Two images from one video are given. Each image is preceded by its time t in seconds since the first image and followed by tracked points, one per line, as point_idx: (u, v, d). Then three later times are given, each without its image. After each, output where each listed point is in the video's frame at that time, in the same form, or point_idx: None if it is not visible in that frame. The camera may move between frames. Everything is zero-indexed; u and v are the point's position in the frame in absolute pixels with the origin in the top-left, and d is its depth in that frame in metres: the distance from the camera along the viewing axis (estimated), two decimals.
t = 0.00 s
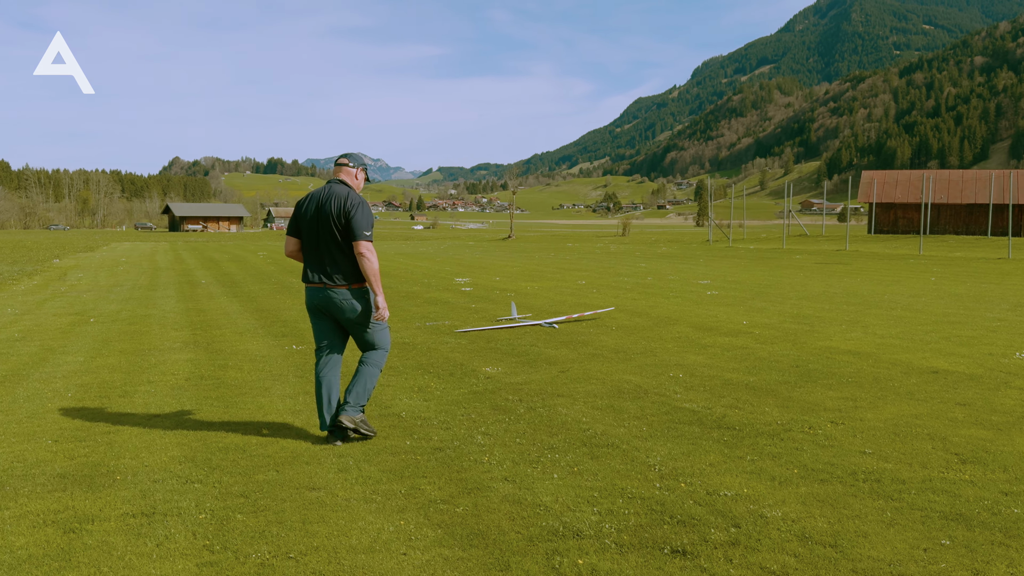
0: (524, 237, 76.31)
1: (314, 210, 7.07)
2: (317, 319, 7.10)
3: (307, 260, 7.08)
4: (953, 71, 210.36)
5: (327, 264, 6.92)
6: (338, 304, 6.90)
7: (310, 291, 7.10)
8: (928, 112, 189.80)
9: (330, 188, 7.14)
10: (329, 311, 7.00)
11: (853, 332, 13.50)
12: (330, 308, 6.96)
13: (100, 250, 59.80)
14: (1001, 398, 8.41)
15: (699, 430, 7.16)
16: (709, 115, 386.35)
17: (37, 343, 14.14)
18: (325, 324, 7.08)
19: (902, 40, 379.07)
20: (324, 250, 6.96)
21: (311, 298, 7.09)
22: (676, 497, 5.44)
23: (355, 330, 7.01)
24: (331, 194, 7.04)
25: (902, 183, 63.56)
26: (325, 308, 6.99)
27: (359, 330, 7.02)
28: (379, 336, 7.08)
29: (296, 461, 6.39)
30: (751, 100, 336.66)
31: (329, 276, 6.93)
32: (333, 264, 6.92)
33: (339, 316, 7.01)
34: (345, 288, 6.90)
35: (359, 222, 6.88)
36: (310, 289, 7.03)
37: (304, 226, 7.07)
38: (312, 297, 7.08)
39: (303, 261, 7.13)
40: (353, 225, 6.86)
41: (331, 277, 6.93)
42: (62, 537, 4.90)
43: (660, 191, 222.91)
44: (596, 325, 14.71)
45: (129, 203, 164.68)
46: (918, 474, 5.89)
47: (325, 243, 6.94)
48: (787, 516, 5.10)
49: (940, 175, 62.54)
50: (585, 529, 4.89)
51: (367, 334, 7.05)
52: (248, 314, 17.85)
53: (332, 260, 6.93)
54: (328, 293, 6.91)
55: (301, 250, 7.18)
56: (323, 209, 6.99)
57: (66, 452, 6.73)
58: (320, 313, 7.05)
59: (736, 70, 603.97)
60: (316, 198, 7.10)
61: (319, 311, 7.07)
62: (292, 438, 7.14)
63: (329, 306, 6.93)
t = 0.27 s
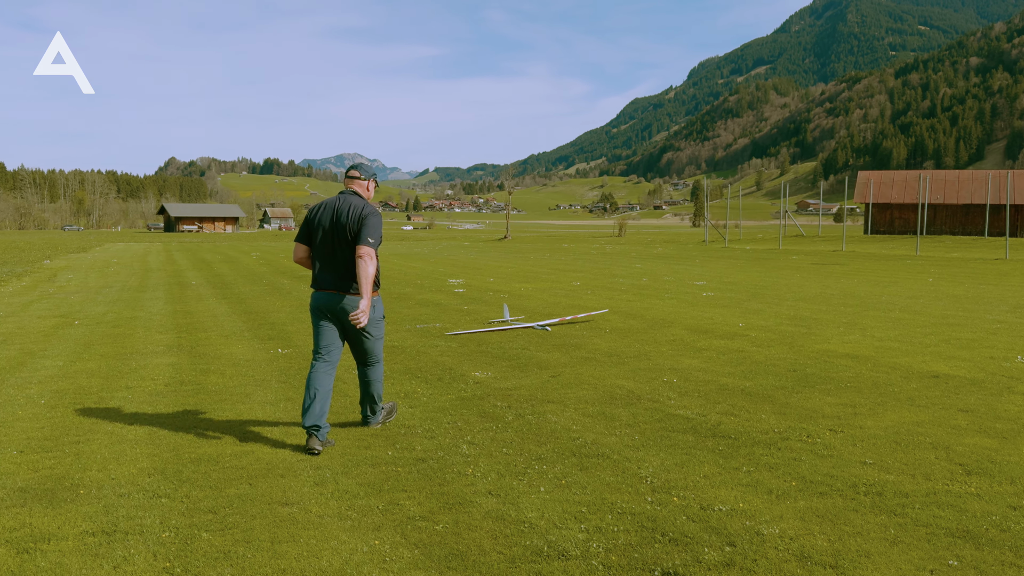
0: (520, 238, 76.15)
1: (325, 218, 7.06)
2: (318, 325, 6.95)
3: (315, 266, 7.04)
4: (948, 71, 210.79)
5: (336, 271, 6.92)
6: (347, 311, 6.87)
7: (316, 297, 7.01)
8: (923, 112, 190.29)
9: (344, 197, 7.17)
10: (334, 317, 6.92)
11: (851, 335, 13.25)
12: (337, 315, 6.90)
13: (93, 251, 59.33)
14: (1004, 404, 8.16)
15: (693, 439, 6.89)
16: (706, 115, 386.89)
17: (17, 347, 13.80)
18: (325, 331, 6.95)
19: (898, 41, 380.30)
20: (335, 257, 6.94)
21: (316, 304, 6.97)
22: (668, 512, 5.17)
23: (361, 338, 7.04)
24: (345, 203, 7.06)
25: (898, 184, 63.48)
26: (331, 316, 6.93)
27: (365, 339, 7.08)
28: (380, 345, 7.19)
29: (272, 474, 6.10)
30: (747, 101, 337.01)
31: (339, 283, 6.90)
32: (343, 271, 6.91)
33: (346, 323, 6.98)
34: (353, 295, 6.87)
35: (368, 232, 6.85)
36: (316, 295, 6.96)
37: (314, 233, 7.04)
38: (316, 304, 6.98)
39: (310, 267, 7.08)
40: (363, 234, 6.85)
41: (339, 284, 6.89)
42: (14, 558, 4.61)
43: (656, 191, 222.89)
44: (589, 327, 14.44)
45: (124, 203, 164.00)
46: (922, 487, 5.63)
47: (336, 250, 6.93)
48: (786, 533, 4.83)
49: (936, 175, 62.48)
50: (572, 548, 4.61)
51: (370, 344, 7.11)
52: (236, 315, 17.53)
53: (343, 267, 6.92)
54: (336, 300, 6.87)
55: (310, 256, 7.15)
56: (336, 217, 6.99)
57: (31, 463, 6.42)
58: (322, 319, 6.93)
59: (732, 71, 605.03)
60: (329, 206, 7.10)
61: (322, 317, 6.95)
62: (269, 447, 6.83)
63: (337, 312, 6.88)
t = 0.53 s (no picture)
0: (516, 238, 75.99)
1: (341, 216, 7.30)
2: (341, 318, 7.40)
3: (333, 263, 7.30)
4: (945, 72, 211.12)
5: (356, 267, 7.20)
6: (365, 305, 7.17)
7: (335, 292, 7.33)
8: (920, 112, 190.68)
9: (357, 194, 7.42)
10: (353, 312, 7.24)
11: (851, 337, 13.02)
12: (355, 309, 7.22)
13: (87, 251, 58.92)
14: (1010, 409, 7.95)
15: (691, 447, 6.65)
16: (702, 115, 387.38)
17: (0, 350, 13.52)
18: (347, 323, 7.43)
19: (894, 41, 381.06)
20: (351, 253, 7.22)
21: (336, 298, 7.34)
22: (665, 527, 4.92)
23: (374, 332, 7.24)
24: (359, 201, 7.32)
25: (895, 184, 63.43)
26: (351, 309, 7.24)
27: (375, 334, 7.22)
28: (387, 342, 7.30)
29: (250, 487, 5.83)
30: (744, 101, 337.24)
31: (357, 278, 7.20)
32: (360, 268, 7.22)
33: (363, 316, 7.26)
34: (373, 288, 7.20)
35: (393, 231, 7.34)
36: (335, 291, 7.27)
37: (331, 231, 7.28)
38: (336, 298, 7.32)
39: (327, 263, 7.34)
40: (387, 233, 7.31)
41: (359, 279, 7.21)
42: None
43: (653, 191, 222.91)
44: (585, 329, 14.20)
45: (119, 203, 163.34)
46: (930, 499, 5.39)
47: (356, 247, 7.23)
48: (789, 551, 4.59)
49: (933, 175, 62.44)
50: (562, 569, 4.37)
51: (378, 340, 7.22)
52: (227, 318, 17.29)
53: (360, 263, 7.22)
54: (357, 295, 7.17)
55: (326, 252, 7.40)
56: (353, 215, 7.26)
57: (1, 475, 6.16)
58: (343, 313, 7.30)
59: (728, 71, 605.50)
60: (343, 203, 7.32)
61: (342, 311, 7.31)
62: (249, 457, 6.57)
63: (357, 306, 7.18)
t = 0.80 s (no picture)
0: (514, 237, 75.74)
1: (356, 218, 7.25)
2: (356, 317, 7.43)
3: (349, 265, 7.30)
4: (941, 71, 211.39)
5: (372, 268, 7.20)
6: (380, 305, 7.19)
7: (349, 292, 7.36)
8: (916, 111, 190.89)
9: (371, 197, 7.37)
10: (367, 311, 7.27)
11: (855, 336, 12.77)
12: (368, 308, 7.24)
13: (81, 251, 58.52)
14: None
15: (695, 452, 6.37)
16: (699, 114, 387.63)
17: None
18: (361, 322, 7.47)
19: (891, 40, 381.65)
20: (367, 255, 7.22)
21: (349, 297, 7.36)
22: (672, 538, 4.64)
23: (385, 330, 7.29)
24: (375, 204, 7.29)
25: (893, 182, 63.31)
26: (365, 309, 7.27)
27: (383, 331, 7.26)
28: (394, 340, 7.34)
29: (233, 495, 5.53)
30: (741, 100, 337.47)
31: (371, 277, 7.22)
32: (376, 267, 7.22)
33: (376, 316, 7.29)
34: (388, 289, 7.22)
35: (410, 233, 7.39)
36: (351, 291, 7.29)
37: (347, 234, 7.24)
38: (350, 298, 7.34)
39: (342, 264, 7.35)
40: (404, 235, 7.34)
41: (374, 279, 7.21)
42: None
43: (650, 190, 222.88)
44: (584, 329, 13.91)
45: (115, 203, 162.68)
46: (948, 507, 5.13)
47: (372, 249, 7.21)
48: (802, 564, 4.32)
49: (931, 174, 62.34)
50: None
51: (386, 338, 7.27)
52: (219, 317, 16.99)
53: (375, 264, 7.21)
54: (372, 293, 7.18)
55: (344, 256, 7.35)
56: (369, 217, 7.22)
57: None
58: (358, 312, 7.35)
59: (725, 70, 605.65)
60: (357, 207, 7.25)
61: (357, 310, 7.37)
62: (234, 464, 6.27)
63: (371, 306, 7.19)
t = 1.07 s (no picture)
0: (512, 237, 75.47)
1: (373, 219, 7.59)
2: (372, 319, 7.69)
3: (366, 265, 7.62)
4: (939, 69, 211.19)
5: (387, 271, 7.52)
6: (397, 307, 7.53)
7: (366, 292, 7.66)
8: (914, 110, 190.98)
9: (387, 199, 7.68)
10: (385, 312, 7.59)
11: (860, 338, 12.52)
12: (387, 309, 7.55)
13: (76, 251, 58.14)
14: None
15: (702, 462, 6.13)
16: (697, 113, 387.52)
17: None
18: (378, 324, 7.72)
19: (888, 38, 381.89)
20: (385, 257, 7.53)
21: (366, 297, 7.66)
22: (682, 558, 4.40)
23: (409, 329, 7.65)
24: (390, 206, 7.60)
25: (891, 181, 63.16)
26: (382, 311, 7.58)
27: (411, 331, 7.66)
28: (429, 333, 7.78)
29: (218, 511, 5.26)
30: (739, 99, 337.41)
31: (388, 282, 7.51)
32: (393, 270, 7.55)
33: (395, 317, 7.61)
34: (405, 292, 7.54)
35: (420, 236, 7.57)
36: (368, 291, 7.60)
37: (363, 235, 7.59)
38: (367, 299, 7.65)
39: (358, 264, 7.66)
40: (414, 238, 7.55)
41: (391, 283, 7.52)
42: None
43: (648, 189, 222.56)
44: (583, 330, 13.67)
45: (112, 203, 162.12)
46: (970, 522, 4.90)
47: (388, 252, 7.52)
48: None
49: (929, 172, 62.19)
50: None
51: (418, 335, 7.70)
52: (212, 319, 16.70)
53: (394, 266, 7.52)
54: (390, 297, 7.52)
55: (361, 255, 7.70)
56: (383, 219, 7.55)
57: None
58: (374, 313, 7.63)
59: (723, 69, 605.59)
60: (374, 209, 7.60)
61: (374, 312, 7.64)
62: (221, 476, 5.99)
63: (388, 307, 7.53)
